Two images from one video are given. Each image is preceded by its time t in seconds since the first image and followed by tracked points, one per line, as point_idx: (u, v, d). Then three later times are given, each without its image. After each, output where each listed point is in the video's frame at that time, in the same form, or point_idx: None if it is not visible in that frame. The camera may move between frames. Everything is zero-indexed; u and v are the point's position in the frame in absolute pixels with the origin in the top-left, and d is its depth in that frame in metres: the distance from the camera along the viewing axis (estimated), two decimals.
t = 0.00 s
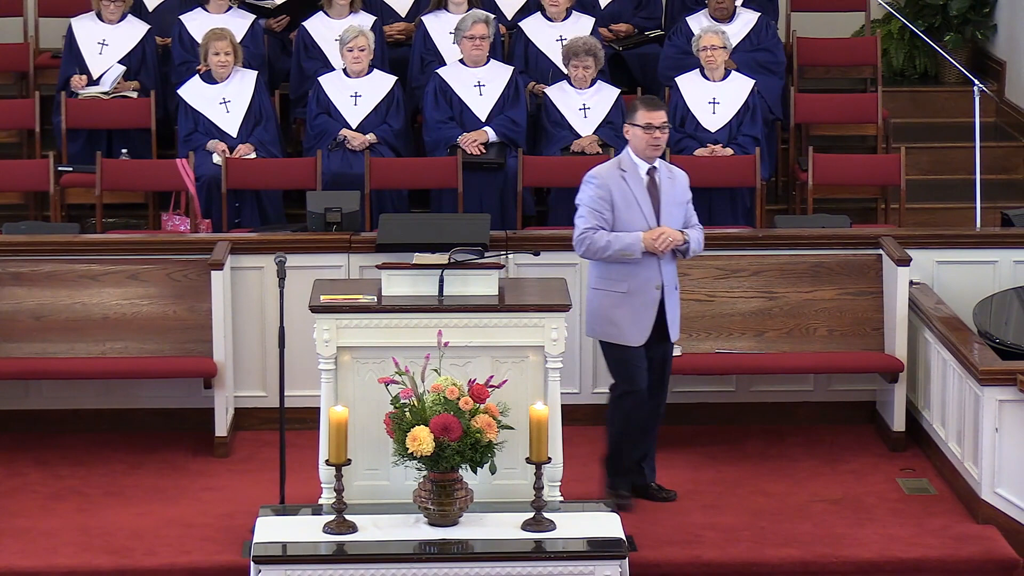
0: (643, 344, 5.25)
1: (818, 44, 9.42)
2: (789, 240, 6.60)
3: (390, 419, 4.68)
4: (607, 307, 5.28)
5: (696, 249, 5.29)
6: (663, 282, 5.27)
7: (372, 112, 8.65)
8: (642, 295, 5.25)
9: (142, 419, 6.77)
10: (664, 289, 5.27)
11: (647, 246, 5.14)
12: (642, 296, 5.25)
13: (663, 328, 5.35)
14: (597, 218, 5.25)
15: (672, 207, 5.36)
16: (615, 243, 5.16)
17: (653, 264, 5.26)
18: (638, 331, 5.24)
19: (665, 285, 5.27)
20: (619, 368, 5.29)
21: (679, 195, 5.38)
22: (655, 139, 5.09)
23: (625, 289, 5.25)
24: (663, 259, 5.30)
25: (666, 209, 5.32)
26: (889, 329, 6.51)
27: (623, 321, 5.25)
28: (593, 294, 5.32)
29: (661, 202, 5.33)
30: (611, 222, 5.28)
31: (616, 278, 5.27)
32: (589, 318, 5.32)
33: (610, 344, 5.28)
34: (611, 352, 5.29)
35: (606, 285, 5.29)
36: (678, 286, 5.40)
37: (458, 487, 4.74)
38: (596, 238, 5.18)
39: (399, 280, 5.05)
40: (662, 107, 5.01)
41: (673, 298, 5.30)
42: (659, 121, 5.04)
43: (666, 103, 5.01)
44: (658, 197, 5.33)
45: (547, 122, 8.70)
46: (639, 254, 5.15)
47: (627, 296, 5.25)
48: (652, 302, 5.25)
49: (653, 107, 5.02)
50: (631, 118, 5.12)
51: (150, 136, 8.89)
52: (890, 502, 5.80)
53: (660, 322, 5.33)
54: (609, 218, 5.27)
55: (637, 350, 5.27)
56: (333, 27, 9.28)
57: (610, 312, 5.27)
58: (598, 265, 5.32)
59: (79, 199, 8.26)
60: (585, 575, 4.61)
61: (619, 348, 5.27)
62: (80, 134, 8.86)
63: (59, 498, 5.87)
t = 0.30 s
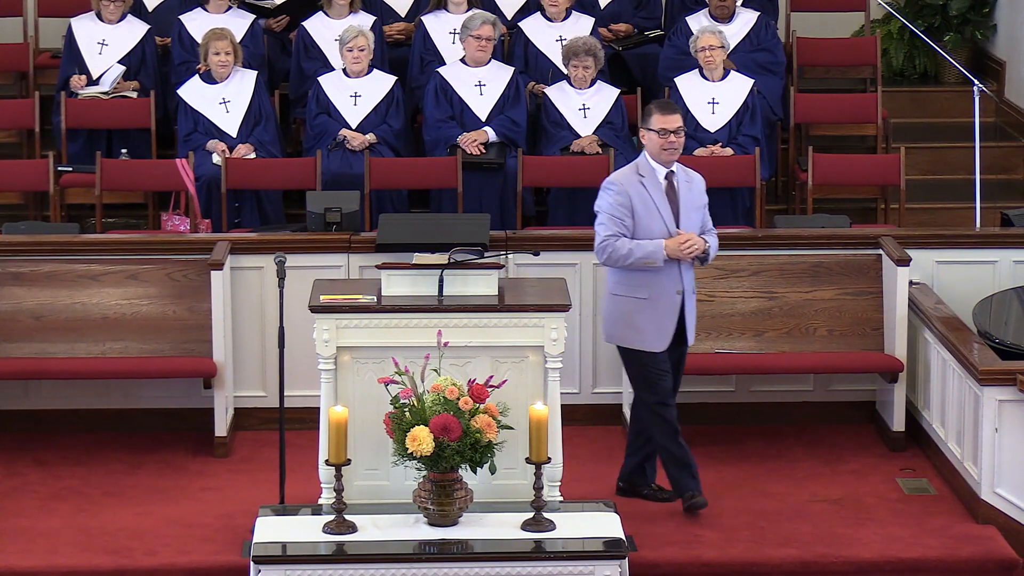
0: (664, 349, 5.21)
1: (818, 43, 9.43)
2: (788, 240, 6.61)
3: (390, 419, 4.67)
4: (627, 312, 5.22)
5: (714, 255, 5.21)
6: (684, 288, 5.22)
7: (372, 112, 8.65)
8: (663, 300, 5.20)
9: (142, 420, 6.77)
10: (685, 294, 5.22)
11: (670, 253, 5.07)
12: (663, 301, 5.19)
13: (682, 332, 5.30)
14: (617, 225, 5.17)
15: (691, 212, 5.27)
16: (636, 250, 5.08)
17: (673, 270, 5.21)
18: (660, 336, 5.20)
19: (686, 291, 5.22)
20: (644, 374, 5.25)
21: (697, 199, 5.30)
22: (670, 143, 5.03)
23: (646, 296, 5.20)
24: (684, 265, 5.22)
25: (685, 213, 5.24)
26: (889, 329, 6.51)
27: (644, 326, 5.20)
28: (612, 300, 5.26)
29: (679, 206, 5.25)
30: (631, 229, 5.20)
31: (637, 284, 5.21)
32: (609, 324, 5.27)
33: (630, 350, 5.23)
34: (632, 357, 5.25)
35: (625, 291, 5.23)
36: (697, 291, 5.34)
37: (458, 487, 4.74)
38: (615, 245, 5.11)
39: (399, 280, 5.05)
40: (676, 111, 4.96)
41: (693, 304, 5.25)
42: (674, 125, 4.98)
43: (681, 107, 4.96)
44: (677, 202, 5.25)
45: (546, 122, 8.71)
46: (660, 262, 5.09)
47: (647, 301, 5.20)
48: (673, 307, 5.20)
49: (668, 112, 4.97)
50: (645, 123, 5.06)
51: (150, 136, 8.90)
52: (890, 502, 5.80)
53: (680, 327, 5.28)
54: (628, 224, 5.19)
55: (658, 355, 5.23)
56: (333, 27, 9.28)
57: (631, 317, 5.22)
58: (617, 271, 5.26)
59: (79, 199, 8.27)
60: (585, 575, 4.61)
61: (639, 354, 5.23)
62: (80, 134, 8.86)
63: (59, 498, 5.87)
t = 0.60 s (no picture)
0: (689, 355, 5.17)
1: (818, 43, 9.42)
2: (788, 240, 6.61)
3: (390, 419, 4.67)
4: (651, 319, 5.18)
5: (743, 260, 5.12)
6: (707, 292, 5.14)
7: (372, 112, 8.65)
8: (686, 306, 5.13)
9: (142, 420, 6.77)
10: (709, 298, 5.14)
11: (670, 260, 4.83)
12: (686, 306, 5.13)
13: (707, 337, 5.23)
14: (636, 233, 5.10)
15: (712, 215, 5.20)
16: (643, 259, 4.93)
17: (695, 274, 5.14)
18: (685, 341, 5.15)
19: (709, 295, 5.14)
20: (664, 381, 5.22)
21: (719, 201, 5.23)
22: (683, 148, 4.99)
23: (669, 301, 5.14)
24: (706, 269, 5.16)
25: (706, 217, 5.17)
26: (889, 329, 6.50)
27: (667, 333, 5.15)
28: (636, 306, 5.22)
29: (699, 211, 5.18)
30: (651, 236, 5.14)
31: (659, 290, 5.15)
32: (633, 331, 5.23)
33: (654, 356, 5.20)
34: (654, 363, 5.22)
35: (648, 298, 5.18)
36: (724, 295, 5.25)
37: (458, 487, 4.74)
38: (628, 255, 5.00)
39: (399, 280, 5.05)
40: (688, 117, 4.92)
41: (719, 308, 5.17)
42: (687, 130, 4.95)
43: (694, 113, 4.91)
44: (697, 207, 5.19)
45: (546, 122, 8.72)
46: (665, 269, 4.87)
47: (671, 307, 5.14)
48: (696, 313, 5.13)
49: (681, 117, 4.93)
50: (659, 128, 5.04)
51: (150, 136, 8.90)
52: (890, 502, 5.79)
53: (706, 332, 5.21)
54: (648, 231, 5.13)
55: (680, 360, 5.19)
56: (333, 27, 9.28)
57: (654, 324, 5.18)
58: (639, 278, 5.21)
59: (79, 199, 8.27)
60: (585, 575, 4.61)
61: (663, 359, 5.20)
62: (80, 134, 8.86)
63: (59, 498, 5.87)
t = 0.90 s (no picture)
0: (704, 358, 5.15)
1: (819, 43, 9.43)
2: (788, 240, 6.61)
3: (390, 419, 4.67)
4: (665, 323, 5.16)
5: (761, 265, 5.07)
6: (724, 295, 5.13)
7: (372, 112, 8.66)
8: (701, 309, 5.11)
9: (142, 420, 6.77)
10: (725, 301, 5.12)
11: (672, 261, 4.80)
12: (702, 310, 5.11)
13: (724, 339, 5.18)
14: (651, 237, 5.11)
15: (729, 218, 5.18)
16: (651, 261, 4.92)
17: (710, 277, 5.13)
18: (700, 345, 5.13)
19: (725, 298, 5.12)
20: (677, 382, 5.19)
21: (736, 204, 5.21)
22: (698, 154, 4.98)
23: (684, 305, 5.12)
24: (722, 272, 5.14)
25: (722, 220, 5.16)
26: (889, 330, 6.50)
27: (683, 337, 5.13)
28: (651, 311, 5.21)
29: (716, 213, 5.17)
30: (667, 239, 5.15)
31: (674, 294, 5.15)
32: (647, 335, 5.23)
33: (668, 360, 5.17)
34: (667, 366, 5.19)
35: (663, 302, 5.17)
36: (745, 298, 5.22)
37: (458, 487, 4.74)
38: (637, 256, 4.99)
39: (399, 280, 5.05)
40: (704, 122, 4.87)
41: (736, 311, 5.14)
42: (704, 135, 4.92)
43: (709, 118, 4.86)
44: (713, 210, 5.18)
45: (546, 122, 8.72)
46: (671, 270, 4.85)
47: (685, 311, 5.12)
48: (712, 317, 5.11)
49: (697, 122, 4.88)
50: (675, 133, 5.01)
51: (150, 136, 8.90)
52: (891, 502, 5.79)
53: (723, 336, 5.18)
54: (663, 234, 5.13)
55: (693, 364, 5.17)
56: (333, 27, 9.28)
57: (669, 328, 5.16)
58: (656, 283, 5.21)
59: (79, 199, 8.27)
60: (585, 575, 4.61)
61: (676, 363, 5.17)
62: (80, 134, 8.86)
63: (59, 498, 5.87)
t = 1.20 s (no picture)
0: (715, 359, 5.13)
1: (819, 43, 9.43)
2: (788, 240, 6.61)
3: (390, 419, 4.67)
4: (677, 324, 5.17)
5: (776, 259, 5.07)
6: (734, 296, 5.10)
7: (373, 111, 8.66)
8: (711, 310, 5.10)
9: (142, 420, 6.78)
10: (735, 302, 5.09)
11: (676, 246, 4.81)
12: (711, 310, 5.10)
13: (739, 341, 5.15)
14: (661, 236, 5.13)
15: (743, 218, 5.14)
16: (658, 251, 5.00)
17: (720, 277, 5.12)
18: (709, 346, 5.12)
19: (735, 298, 5.10)
20: (687, 381, 5.21)
21: (752, 205, 5.17)
22: (712, 152, 4.97)
23: (694, 305, 5.12)
24: (732, 272, 5.12)
25: (733, 220, 5.12)
26: (889, 329, 6.50)
27: (693, 337, 5.13)
28: (664, 311, 5.21)
29: (729, 213, 5.15)
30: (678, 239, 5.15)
31: (685, 294, 5.15)
32: (661, 335, 5.24)
33: (679, 360, 5.18)
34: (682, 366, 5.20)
35: (674, 301, 5.18)
36: (761, 299, 5.17)
37: (458, 487, 4.74)
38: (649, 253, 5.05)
39: (399, 280, 5.05)
40: (718, 121, 4.86)
41: (747, 312, 5.11)
42: (717, 133, 4.91)
43: (724, 118, 4.86)
44: (727, 210, 5.16)
45: (547, 122, 8.72)
46: (677, 257, 4.94)
47: (695, 311, 5.12)
48: (721, 317, 5.09)
49: (711, 120, 4.87)
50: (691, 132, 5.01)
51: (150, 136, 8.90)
52: (891, 502, 5.79)
53: (736, 337, 5.15)
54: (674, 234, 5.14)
55: (705, 364, 5.17)
56: (334, 27, 9.28)
57: (680, 329, 5.16)
58: (669, 282, 5.22)
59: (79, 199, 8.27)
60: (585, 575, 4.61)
61: (689, 363, 5.17)
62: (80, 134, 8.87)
63: (60, 498, 5.86)
